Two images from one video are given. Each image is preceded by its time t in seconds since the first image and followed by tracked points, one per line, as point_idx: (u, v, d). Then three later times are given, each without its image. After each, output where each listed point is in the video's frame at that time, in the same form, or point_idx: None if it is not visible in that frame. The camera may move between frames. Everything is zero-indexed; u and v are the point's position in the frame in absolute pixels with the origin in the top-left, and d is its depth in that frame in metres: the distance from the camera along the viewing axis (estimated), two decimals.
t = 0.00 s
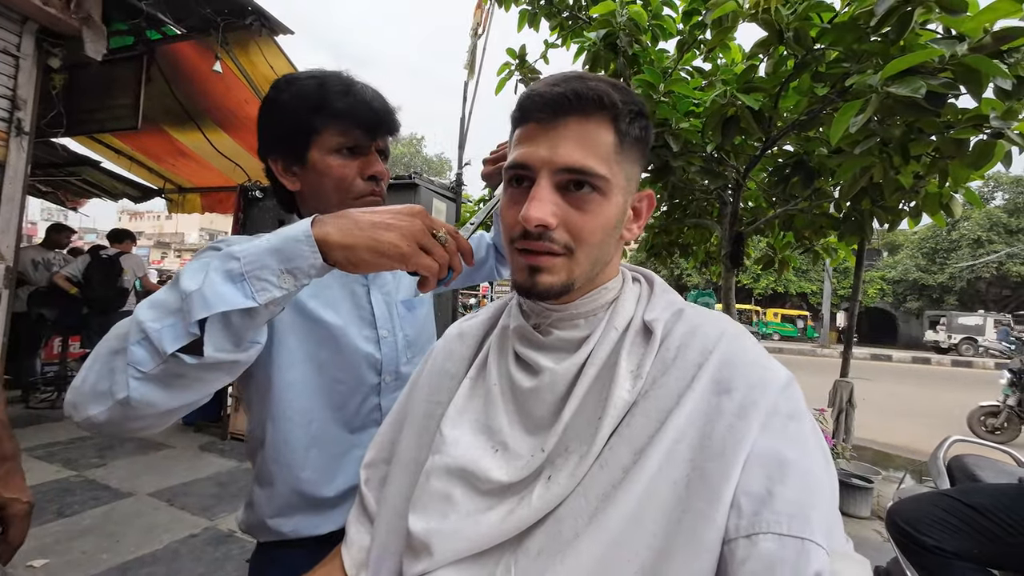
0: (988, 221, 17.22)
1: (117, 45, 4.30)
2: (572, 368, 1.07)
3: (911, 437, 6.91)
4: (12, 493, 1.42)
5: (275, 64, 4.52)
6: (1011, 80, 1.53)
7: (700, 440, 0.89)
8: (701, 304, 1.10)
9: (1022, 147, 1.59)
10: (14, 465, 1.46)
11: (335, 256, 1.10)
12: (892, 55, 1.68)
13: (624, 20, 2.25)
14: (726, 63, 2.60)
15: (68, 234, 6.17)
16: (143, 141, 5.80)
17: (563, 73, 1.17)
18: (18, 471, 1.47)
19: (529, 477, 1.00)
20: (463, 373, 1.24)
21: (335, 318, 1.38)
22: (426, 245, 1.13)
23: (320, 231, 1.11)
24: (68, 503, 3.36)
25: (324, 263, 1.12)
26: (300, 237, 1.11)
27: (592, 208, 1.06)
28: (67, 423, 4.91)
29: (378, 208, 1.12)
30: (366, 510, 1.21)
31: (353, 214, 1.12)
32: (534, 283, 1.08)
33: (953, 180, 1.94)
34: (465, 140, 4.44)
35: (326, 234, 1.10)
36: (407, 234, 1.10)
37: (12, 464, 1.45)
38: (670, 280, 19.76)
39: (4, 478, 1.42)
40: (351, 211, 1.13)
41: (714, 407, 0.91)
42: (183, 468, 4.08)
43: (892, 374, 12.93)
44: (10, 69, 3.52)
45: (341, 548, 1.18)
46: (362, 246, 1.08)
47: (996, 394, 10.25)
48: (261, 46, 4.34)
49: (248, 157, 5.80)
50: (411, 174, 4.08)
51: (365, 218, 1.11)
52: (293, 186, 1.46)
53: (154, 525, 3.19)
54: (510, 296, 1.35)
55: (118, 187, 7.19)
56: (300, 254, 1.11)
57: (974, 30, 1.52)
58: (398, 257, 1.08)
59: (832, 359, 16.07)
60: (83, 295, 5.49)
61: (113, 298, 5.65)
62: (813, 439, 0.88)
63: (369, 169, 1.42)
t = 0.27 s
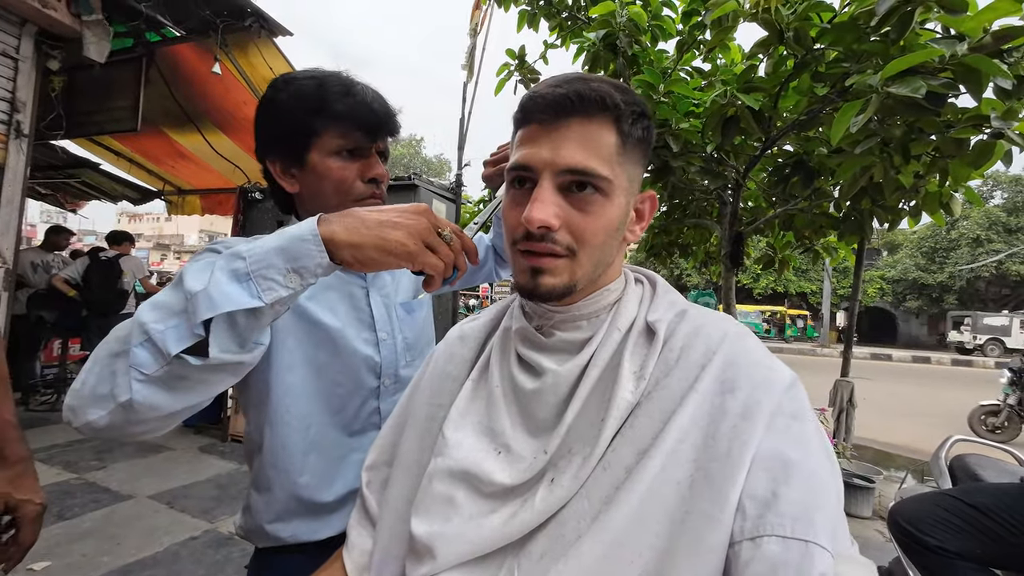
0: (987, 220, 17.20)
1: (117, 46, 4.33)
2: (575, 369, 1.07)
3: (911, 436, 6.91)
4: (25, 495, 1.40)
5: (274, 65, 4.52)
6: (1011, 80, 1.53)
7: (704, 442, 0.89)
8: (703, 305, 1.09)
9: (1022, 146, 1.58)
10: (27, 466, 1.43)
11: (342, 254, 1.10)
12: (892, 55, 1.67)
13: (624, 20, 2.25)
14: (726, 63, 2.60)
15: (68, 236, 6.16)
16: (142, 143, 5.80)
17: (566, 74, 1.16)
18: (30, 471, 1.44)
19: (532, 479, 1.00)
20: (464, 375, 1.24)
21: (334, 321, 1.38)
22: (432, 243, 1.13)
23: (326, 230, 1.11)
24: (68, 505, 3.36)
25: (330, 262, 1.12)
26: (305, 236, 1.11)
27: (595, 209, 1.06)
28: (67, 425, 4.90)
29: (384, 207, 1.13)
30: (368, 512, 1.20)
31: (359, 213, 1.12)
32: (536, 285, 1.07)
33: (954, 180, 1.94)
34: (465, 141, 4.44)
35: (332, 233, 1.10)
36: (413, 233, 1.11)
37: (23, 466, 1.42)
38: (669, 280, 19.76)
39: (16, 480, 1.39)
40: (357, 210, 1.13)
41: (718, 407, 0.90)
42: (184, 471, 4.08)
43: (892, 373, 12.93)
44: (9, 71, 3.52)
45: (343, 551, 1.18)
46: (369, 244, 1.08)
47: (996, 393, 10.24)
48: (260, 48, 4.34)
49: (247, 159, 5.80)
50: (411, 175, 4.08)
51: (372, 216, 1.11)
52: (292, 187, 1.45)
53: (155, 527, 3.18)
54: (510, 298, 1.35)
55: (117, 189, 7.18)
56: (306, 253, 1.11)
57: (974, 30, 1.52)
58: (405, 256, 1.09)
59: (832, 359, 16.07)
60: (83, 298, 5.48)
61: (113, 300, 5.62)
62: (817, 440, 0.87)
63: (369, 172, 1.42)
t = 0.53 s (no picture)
0: (986, 219, 17.19)
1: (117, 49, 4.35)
2: (575, 369, 1.07)
3: (911, 435, 6.91)
4: (24, 498, 1.40)
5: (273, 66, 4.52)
6: (1010, 78, 1.53)
7: (703, 440, 0.89)
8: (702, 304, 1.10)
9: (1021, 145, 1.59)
10: (25, 469, 1.44)
11: (344, 255, 1.11)
12: (891, 55, 1.67)
13: (623, 20, 2.25)
14: (725, 63, 2.60)
15: (67, 238, 6.16)
16: (142, 145, 5.81)
17: (565, 74, 1.17)
18: (29, 475, 1.45)
19: (532, 478, 1.00)
20: (464, 375, 1.24)
21: (333, 322, 1.38)
22: (433, 243, 1.13)
23: (328, 231, 1.12)
24: (68, 507, 3.36)
25: (333, 263, 1.13)
26: (308, 237, 1.12)
27: (594, 209, 1.06)
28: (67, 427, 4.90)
29: (385, 207, 1.13)
30: (368, 512, 1.21)
31: (361, 214, 1.12)
32: (535, 284, 1.08)
33: (953, 179, 1.94)
34: (464, 142, 4.45)
35: (334, 234, 1.11)
36: (415, 233, 1.11)
37: (21, 469, 1.43)
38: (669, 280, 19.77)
39: (14, 483, 1.40)
40: (359, 211, 1.14)
41: (718, 406, 0.91)
42: (184, 472, 4.08)
43: (892, 372, 12.93)
44: (9, 73, 3.52)
45: (343, 551, 1.18)
46: (371, 245, 1.08)
47: (996, 392, 10.23)
48: (259, 49, 4.35)
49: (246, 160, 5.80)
50: (410, 175, 4.08)
51: (374, 217, 1.11)
52: (290, 188, 1.45)
53: (155, 529, 3.18)
54: (510, 297, 1.35)
55: (117, 191, 7.19)
56: (310, 254, 1.12)
57: (972, 29, 1.52)
58: (406, 256, 1.09)
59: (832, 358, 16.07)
60: (83, 300, 5.48)
61: (113, 302, 5.61)
62: (816, 439, 0.88)
63: (368, 173, 1.43)
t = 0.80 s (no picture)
0: (986, 218, 17.16)
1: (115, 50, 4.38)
2: (574, 369, 1.07)
3: (912, 435, 6.90)
4: (23, 500, 1.40)
5: (272, 68, 4.53)
6: (1008, 77, 1.54)
7: (703, 439, 0.89)
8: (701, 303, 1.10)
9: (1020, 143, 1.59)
10: (24, 471, 1.44)
11: (348, 255, 1.11)
12: (889, 54, 1.67)
13: (622, 21, 2.25)
14: (724, 63, 2.60)
15: (67, 240, 6.16)
16: (141, 146, 5.81)
17: (563, 74, 1.17)
18: (28, 477, 1.45)
19: (533, 479, 1.00)
20: (464, 376, 1.24)
21: (332, 323, 1.38)
22: (436, 242, 1.14)
23: (332, 231, 1.12)
24: (68, 509, 3.35)
25: (338, 264, 1.13)
26: (313, 238, 1.12)
27: (592, 210, 1.07)
28: (67, 429, 4.90)
29: (387, 207, 1.13)
30: (368, 513, 1.21)
31: (364, 214, 1.13)
32: (534, 286, 1.08)
33: (952, 178, 1.94)
34: (463, 143, 4.45)
35: (338, 234, 1.11)
36: (418, 232, 1.11)
37: (20, 471, 1.43)
38: (669, 281, 19.77)
39: (13, 484, 1.40)
40: (360, 211, 1.14)
41: (717, 405, 0.91)
42: (184, 474, 4.08)
43: (893, 372, 12.92)
44: (8, 76, 3.52)
45: (344, 551, 1.18)
46: (375, 245, 1.09)
47: (997, 391, 10.23)
48: (258, 51, 4.35)
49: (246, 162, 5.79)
50: (410, 176, 4.08)
51: (377, 217, 1.12)
52: (287, 189, 1.46)
53: (155, 530, 3.18)
54: (509, 298, 1.35)
55: (117, 193, 7.19)
56: (315, 255, 1.12)
57: (971, 27, 1.52)
58: (410, 255, 1.10)
59: (832, 358, 16.07)
60: (83, 302, 5.48)
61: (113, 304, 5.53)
62: (816, 438, 0.88)
63: (365, 173, 1.43)
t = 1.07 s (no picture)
0: (986, 215, 17.10)
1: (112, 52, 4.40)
2: (577, 369, 1.07)
3: (913, 432, 6.90)
4: (21, 503, 1.40)
5: (271, 68, 4.52)
6: (1010, 72, 1.53)
7: (707, 438, 0.89)
8: (703, 302, 1.10)
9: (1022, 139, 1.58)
10: (23, 473, 1.44)
11: (351, 251, 1.11)
12: (889, 51, 1.67)
13: (620, 20, 2.25)
14: (723, 61, 2.60)
15: (66, 242, 6.16)
16: (140, 148, 5.81)
17: (564, 73, 1.16)
18: (27, 480, 1.45)
19: (536, 479, 1.00)
20: (465, 376, 1.23)
21: (332, 325, 1.37)
22: (439, 238, 1.13)
23: (334, 227, 1.12)
24: (69, 512, 3.35)
25: (340, 260, 1.13)
26: (315, 235, 1.12)
27: (595, 209, 1.06)
28: (68, 432, 4.90)
29: (390, 203, 1.13)
30: (370, 514, 1.20)
31: (366, 210, 1.13)
32: (537, 286, 1.08)
33: (952, 175, 1.93)
34: (462, 143, 4.44)
35: (341, 230, 1.11)
36: (421, 227, 1.11)
37: (19, 474, 1.43)
38: (669, 280, 19.77)
39: (12, 487, 1.40)
40: (363, 207, 1.14)
41: (721, 404, 0.90)
42: (185, 475, 4.07)
43: (894, 370, 12.90)
44: (6, 78, 3.52)
45: (346, 553, 1.17)
46: (378, 241, 1.09)
47: (998, 388, 10.23)
48: (257, 52, 4.35)
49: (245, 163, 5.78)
50: (410, 177, 4.08)
51: (380, 213, 1.12)
52: (287, 190, 1.45)
53: (156, 532, 3.18)
54: (510, 297, 1.35)
55: (116, 195, 7.19)
56: (317, 252, 1.12)
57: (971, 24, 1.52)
58: (413, 251, 1.10)
59: (833, 356, 16.05)
60: (83, 304, 5.48)
61: (114, 307, 5.53)
62: (821, 436, 0.87)
63: (365, 173, 1.43)
